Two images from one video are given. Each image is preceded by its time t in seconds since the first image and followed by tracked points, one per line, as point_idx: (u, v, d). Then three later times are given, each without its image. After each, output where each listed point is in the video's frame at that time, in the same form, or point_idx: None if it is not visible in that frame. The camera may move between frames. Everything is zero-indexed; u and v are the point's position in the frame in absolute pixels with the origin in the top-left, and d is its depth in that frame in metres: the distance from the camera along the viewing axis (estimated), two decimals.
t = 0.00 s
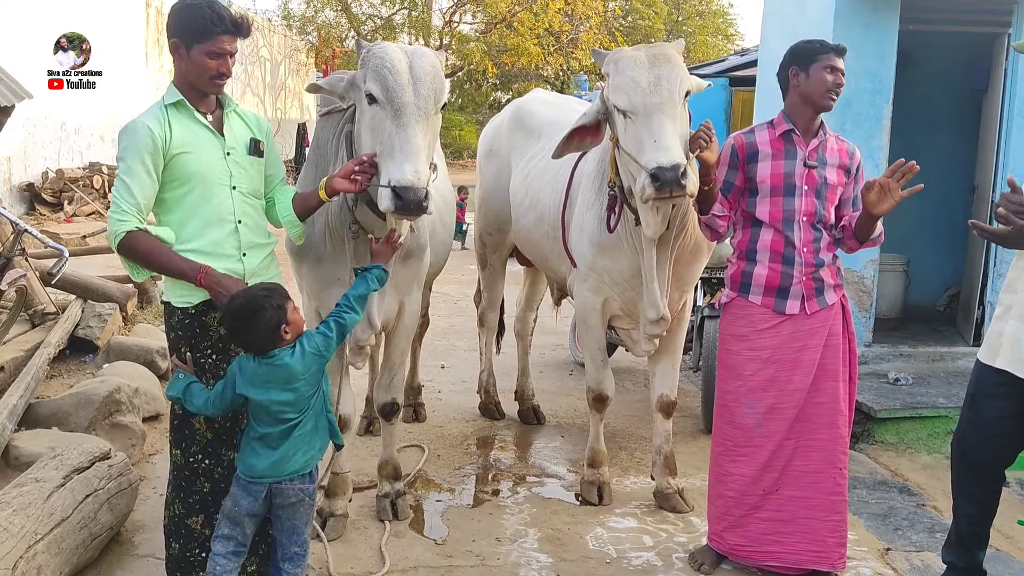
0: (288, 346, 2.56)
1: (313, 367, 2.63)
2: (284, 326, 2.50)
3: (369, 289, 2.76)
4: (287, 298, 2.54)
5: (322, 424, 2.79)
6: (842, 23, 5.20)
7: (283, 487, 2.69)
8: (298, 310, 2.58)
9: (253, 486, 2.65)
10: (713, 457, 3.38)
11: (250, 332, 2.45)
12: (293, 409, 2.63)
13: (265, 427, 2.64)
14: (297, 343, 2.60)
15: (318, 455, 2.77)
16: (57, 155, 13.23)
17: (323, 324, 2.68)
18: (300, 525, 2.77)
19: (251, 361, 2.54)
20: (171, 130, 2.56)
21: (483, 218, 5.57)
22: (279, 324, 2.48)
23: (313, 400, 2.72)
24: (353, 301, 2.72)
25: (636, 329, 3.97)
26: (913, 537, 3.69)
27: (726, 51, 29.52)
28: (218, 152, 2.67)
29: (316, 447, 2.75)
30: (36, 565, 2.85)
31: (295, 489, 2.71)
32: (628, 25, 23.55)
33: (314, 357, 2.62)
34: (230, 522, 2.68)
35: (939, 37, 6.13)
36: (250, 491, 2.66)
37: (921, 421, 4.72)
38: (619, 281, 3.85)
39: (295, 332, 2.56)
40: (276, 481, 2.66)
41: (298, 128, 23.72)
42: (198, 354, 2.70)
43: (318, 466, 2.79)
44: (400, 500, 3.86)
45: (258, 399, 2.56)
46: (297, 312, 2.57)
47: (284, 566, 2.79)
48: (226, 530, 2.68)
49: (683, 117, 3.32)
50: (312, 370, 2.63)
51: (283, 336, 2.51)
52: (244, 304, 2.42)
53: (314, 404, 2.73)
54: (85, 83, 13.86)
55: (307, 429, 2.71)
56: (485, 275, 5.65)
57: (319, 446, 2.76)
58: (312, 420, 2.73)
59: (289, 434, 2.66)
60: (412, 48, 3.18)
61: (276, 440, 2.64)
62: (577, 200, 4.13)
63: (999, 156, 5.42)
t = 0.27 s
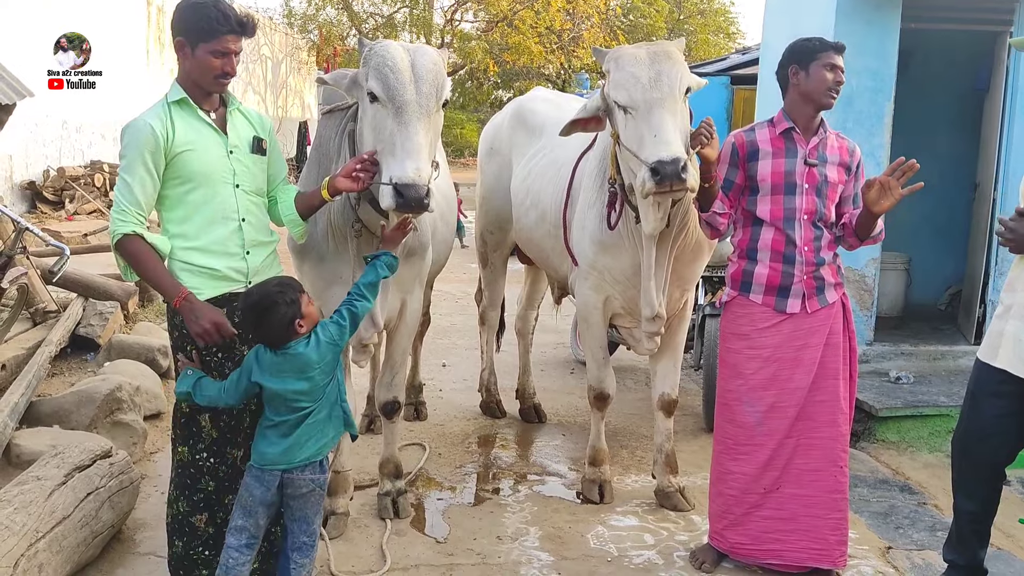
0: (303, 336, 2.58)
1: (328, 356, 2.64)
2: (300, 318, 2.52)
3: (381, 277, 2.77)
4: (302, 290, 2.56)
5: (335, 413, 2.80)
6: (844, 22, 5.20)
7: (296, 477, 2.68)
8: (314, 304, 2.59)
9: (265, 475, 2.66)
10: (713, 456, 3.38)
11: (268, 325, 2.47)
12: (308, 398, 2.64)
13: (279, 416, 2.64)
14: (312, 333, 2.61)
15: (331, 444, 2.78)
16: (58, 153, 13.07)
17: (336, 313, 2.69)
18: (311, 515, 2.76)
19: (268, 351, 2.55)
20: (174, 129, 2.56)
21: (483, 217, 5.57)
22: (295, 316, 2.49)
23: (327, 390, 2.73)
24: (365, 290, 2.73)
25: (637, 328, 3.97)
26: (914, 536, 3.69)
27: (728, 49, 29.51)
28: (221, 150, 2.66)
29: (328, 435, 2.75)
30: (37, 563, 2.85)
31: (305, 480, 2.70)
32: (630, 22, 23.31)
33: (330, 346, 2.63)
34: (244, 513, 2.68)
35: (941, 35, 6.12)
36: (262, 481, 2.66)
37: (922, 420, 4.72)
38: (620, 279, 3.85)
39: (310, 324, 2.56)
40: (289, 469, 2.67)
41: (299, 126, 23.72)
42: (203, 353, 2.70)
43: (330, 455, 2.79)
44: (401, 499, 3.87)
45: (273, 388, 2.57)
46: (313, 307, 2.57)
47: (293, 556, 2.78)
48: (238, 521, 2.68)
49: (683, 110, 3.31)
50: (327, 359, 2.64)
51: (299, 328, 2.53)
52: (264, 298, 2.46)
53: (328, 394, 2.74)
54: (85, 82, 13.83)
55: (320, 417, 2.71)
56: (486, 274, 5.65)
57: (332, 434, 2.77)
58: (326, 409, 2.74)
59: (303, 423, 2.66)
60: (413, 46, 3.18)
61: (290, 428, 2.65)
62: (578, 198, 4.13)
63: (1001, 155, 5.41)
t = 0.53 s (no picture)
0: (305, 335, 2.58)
1: (330, 354, 2.64)
2: (301, 317, 2.52)
3: (386, 276, 2.75)
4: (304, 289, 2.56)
5: (337, 410, 2.80)
6: (846, 20, 5.20)
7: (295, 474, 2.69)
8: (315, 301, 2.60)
9: (266, 470, 2.67)
10: (714, 455, 3.38)
11: (270, 324, 2.48)
12: (309, 395, 2.65)
13: (281, 411, 2.66)
14: (314, 331, 2.61)
15: (332, 441, 2.78)
16: (59, 152, 13.09)
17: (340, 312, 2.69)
18: (308, 514, 2.75)
19: (271, 349, 2.57)
20: (179, 128, 2.56)
21: (484, 216, 5.57)
22: (296, 315, 2.50)
23: (330, 387, 2.73)
24: (370, 289, 2.72)
25: (638, 327, 3.97)
26: (915, 535, 3.69)
27: (729, 49, 29.52)
28: (226, 150, 2.67)
29: (329, 432, 2.76)
30: (38, 562, 2.85)
31: (305, 476, 2.70)
32: (630, 23, 23.30)
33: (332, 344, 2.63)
34: (249, 508, 2.69)
35: (942, 34, 6.12)
36: (263, 476, 2.67)
37: (923, 419, 4.72)
38: (621, 279, 3.85)
39: (312, 321, 2.57)
40: (288, 465, 2.67)
41: (300, 125, 23.73)
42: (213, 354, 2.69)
43: (331, 453, 2.79)
44: (402, 498, 3.87)
45: (275, 385, 2.58)
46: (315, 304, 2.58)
47: (289, 556, 2.75)
48: (244, 516, 2.69)
49: (682, 112, 3.31)
50: (329, 357, 2.64)
51: (301, 326, 2.53)
52: (267, 297, 2.47)
53: (331, 391, 2.74)
54: (84, 83, 13.78)
55: (322, 414, 2.72)
56: (488, 273, 5.65)
57: (333, 431, 2.78)
58: (328, 406, 2.74)
59: (304, 419, 2.67)
60: (414, 44, 3.18)
61: (291, 425, 2.66)
62: (579, 198, 4.13)
63: (1002, 154, 5.41)
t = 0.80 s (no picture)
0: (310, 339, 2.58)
1: (334, 360, 2.63)
2: (307, 321, 2.52)
3: (388, 281, 2.76)
4: (309, 293, 2.56)
5: (339, 415, 2.80)
6: (847, 21, 5.20)
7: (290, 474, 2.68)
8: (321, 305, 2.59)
9: (264, 467, 2.67)
10: (715, 455, 3.39)
11: (275, 330, 2.48)
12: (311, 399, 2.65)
13: (283, 412, 2.67)
14: (319, 336, 2.61)
15: (331, 445, 2.78)
16: (61, 152, 13.11)
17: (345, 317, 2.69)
18: (304, 516, 2.73)
19: (276, 353, 2.57)
20: (184, 130, 2.56)
21: (485, 216, 5.57)
22: (302, 320, 2.50)
23: (333, 392, 2.73)
24: (374, 296, 2.72)
25: (640, 327, 3.98)
26: (916, 535, 3.69)
27: (730, 49, 29.52)
28: (231, 150, 2.68)
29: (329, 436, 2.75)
30: (41, 561, 2.86)
31: (300, 478, 2.69)
32: (631, 23, 23.46)
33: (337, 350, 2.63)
34: (245, 502, 2.70)
35: (942, 34, 6.12)
36: (260, 472, 2.67)
37: (924, 419, 4.72)
38: (623, 279, 3.85)
39: (317, 325, 2.57)
40: (285, 466, 2.66)
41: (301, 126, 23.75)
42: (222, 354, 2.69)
43: (330, 457, 2.78)
44: (403, 497, 3.87)
45: (279, 388, 2.58)
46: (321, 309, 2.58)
47: (284, 558, 2.73)
48: (241, 511, 2.70)
49: (681, 114, 3.31)
50: (333, 363, 2.64)
51: (306, 331, 2.53)
52: (272, 302, 2.47)
53: (334, 396, 2.74)
54: (85, 83, 13.76)
55: (323, 418, 2.72)
56: (489, 272, 5.66)
57: (333, 436, 2.77)
58: (330, 411, 2.74)
59: (305, 421, 2.67)
60: (416, 45, 3.18)
61: (292, 426, 2.66)
62: (580, 198, 4.13)
63: (1003, 154, 5.41)
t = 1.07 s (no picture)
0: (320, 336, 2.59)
1: (343, 356, 2.65)
2: (317, 318, 2.53)
3: (390, 275, 2.78)
4: (317, 290, 2.56)
5: (344, 409, 2.81)
6: (850, 23, 5.20)
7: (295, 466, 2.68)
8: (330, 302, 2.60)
9: (269, 460, 2.68)
10: (718, 457, 3.38)
11: (284, 329, 2.49)
12: (319, 394, 2.65)
13: (289, 406, 2.66)
14: (328, 333, 2.62)
15: (337, 438, 2.79)
16: (63, 152, 13.12)
17: (351, 314, 2.71)
18: (310, 508, 2.74)
19: (283, 349, 2.57)
20: (190, 131, 2.56)
21: (488, 218, 5.58)
22: (312, 318, 2.50)
23: (339, 387, 2.74)
24: (380, 292, 2.74)
25: (642, 329, 3.97)
26: (919, 537, 3.69)
27: (733, 51, 29.47)
28: (236, 152, 2.68)
29: (335, 429, 2.76)
30: (43, 561, 2.86)
31: (307, 471, 2.70)
32: (633, 24, 23.25)
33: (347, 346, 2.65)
34: (249, 495, 2.70)
35: (945, 36, 6.12)
36: (266, 465, 2.68)
37: (927, 421, 4.71)
38: (624, 280, 3.85)
39: (327, 321, 2.58)
40: (291, 458, 2.67)
41: (304, 127, 23.76)
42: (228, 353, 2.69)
43: (336, 450, 2.79)
44: (405, 498, 3.87)
45: (287, 384, 2.59)
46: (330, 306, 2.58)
47: (291, 550, 2.73)
48: (245, 503, 2.70)
49: (683, 116, 3.30)
50: (341, 359, 2.65)
51: (317, 328, 2.54)
52: (284, 301, 2.47)
53: (340, 391, 2.75)
54: (85, 83, 13.72)
55: (330, 412, 2.73)
56: (492, 274, 5.66)
57: (339, 430, 2.78)
58: (335, 405, 2.75)
59: (311, 416, 2.68)
60: (419, 46, 3.18)
61: (298, 419, 2.67)
62: (583, 200, 4.13)
63: (1006, 156, 5.40)
